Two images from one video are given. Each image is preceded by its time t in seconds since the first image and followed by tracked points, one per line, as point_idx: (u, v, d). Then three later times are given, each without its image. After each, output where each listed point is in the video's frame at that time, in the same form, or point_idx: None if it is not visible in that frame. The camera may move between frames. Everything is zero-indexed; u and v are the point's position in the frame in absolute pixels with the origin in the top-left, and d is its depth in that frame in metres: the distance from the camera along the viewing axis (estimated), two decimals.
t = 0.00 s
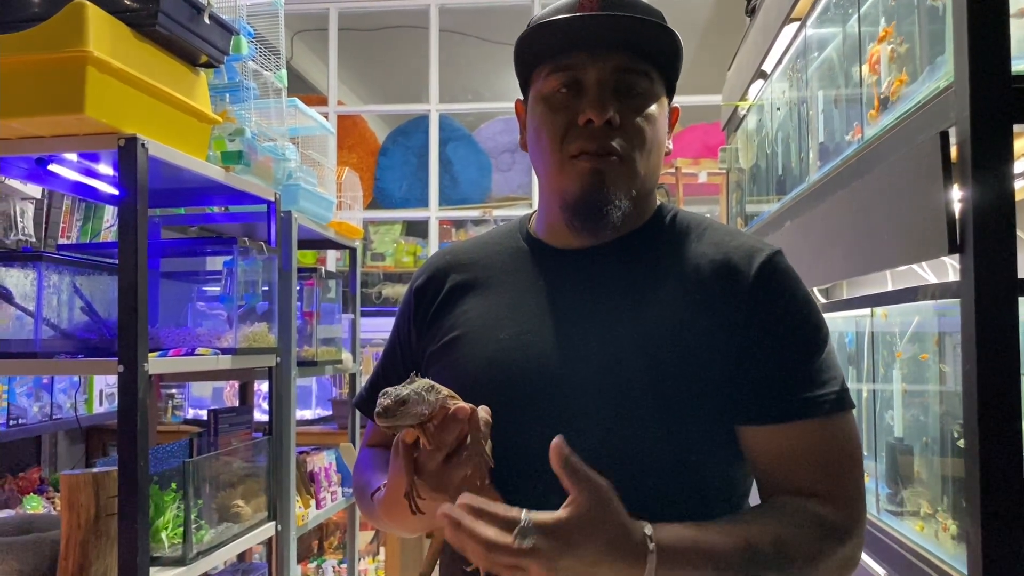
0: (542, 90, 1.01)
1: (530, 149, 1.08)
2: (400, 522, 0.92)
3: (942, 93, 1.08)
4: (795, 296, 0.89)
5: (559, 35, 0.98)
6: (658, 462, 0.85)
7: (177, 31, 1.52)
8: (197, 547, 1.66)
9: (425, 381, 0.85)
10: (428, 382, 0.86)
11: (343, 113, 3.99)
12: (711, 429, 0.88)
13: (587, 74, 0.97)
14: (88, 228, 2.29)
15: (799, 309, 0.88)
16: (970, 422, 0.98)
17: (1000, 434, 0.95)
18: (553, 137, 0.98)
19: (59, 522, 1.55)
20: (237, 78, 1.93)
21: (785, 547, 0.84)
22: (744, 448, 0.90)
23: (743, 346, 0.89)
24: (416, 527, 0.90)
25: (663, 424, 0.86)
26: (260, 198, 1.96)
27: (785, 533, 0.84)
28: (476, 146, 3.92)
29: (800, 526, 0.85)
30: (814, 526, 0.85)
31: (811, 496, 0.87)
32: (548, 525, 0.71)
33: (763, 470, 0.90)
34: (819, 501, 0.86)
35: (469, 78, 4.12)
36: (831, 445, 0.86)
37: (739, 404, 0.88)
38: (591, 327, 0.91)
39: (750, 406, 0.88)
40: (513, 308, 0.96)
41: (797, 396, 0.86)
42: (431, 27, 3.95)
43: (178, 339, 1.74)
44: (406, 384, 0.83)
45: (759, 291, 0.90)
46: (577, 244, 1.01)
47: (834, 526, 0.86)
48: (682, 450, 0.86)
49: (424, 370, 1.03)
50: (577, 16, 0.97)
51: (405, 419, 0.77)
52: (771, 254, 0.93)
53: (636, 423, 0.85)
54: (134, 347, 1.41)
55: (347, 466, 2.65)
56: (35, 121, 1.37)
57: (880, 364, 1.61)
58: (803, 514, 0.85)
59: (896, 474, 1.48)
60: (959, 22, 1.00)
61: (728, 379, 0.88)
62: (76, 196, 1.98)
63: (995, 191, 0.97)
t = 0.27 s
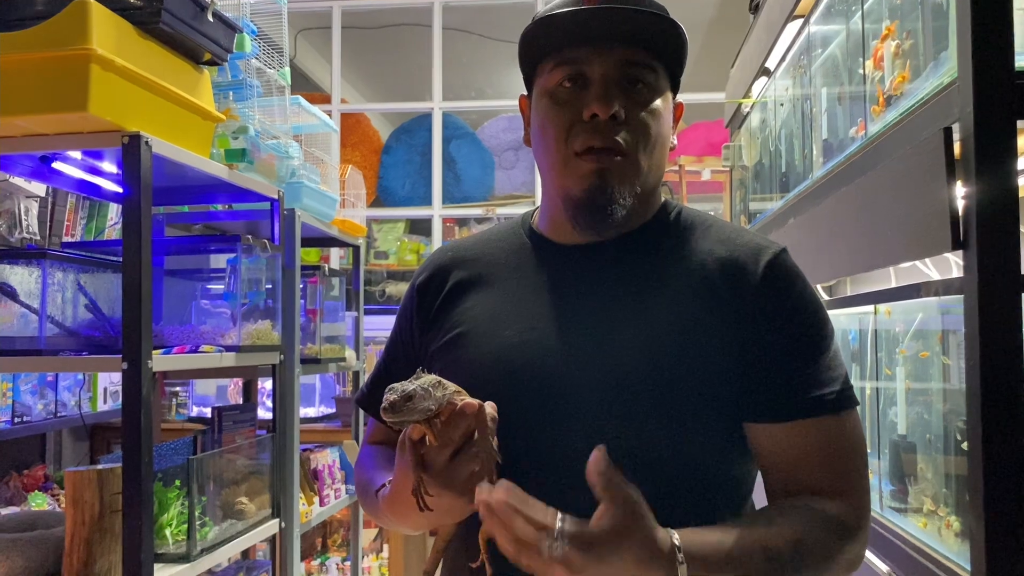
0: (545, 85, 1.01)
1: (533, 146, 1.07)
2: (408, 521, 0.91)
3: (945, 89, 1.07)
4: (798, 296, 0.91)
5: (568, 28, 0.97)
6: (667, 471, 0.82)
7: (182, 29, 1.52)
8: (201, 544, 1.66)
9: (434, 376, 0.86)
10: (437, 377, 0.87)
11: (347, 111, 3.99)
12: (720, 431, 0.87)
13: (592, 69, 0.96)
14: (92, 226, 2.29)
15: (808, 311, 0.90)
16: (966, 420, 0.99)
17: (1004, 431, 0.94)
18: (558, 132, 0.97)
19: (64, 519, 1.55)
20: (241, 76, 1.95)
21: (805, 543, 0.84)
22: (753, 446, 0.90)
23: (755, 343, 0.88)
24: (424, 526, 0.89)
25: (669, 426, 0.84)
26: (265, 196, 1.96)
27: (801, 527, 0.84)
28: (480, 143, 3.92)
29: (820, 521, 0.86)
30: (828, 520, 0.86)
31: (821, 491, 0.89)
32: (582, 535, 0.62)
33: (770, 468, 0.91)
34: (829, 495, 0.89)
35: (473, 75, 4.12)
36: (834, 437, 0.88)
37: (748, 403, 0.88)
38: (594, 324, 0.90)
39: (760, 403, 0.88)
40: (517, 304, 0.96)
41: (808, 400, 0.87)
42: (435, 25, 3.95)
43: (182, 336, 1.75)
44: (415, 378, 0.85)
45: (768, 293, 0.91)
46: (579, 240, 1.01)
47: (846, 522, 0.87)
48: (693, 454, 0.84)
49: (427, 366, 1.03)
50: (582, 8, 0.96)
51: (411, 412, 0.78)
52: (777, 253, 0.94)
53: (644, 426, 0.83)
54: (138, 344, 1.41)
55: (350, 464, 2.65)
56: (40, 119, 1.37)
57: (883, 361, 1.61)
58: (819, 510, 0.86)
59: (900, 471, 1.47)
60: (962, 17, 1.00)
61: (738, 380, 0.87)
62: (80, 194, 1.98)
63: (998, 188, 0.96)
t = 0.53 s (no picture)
0: (553, 79, 1.01)
1: (538, 141, 1.07)
2: (410, 514, 0.91)
3: (950, 86, 1.06)
4: (804, 294, 0.90)
5: (566, 27, 0.99)
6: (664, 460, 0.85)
7: (187, 28, 1.53)
8: (206, 541, 1.67)
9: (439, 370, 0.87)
10: (442, 370, 0.87)
11: (351, 109, 3.99)
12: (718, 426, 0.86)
13: (599, 63, 0.97)
14: (98, 224, 2.30)
15: (813, 309, 0.89)
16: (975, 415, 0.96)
17: (1011, 429, 0.93)
18: (565, 126, 0.97)
19: (70, 515, 1.56)
20: (246, 74, 1.95)
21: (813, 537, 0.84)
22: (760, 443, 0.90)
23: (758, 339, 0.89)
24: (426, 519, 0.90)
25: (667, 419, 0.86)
26: (270, 194, 1.97)
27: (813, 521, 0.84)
28: (484, 141, 3.92)
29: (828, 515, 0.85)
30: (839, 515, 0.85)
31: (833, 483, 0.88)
32: (626, 483, 0.70)
33: (781, 465, 0.91)
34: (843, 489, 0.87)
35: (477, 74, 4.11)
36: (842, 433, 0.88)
37: (757, 401, 0.89)
38: (597, 321, 0.91)
39: (767, 395, 0.89)
40: (522, 304, 0.95)
41: (814, 396, 0.87)
42: (439, 24, 3.95)
43: (187, 334, 1.75)
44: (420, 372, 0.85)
45: (773, 291, 0.90)
46: (585, 236, 1.00)
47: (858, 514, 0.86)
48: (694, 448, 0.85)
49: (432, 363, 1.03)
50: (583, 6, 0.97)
51: (419, 406, 0.78)
52: (787, 252, 0.93)
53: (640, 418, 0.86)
54: (144, 342, 1.42)
55: (355, 461, 2.66)
56: (46, 117, 1.37)
57: (889, 359, 1.60)
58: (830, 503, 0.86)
59: (905, 469, 1.47)
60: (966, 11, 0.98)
61: (745, 377, 0.88)
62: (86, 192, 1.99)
63: (1006, 185, 0.94)
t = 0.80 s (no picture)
0: (560, 79, 1.00)
1: (543, 140, 1.06)
2: (419, 515, 0.92)
3: (954, 84, 1.04)
4: (807, 295, 0.88)
5: (576, 27, 0.98)
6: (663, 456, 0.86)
7: (191, 26, 1.53)
8: (211, 538, 1.67)
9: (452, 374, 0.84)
10: (454, 373, 0.89)
11: (355, 107, 4.00)
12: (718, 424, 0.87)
13: (609, 64, 0.97)
14: (102, 222, 2.30)
15: (818, 308, 0.88)
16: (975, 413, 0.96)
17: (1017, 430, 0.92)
18: (571, 125, 0.97)
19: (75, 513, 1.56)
20: (250, 73, 1.95)
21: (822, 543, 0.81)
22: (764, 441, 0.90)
23: (762, 332, 0.89)
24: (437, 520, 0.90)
25: (667, 415, 0.87)
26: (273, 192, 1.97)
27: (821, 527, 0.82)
28: (487, 140, 3.92)
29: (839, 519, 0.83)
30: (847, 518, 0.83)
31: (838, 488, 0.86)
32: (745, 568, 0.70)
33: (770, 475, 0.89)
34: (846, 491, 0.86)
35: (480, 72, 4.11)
36: (843, 435, 0.86)
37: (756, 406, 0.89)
38: (598, 320, 0.91)
39: (768, 392, 0.88)
40: (526, 301, 0.95)
41: (814, 397, 0.85)
42: (442, 22, 3.95)
43: (192, 332, 1.76)
44: (432, 378, 0.82)
45: (776, 291, 0.89)
46: (589, 236, 1.00)
47: (865, 520, 0.84)
48: (693, 444, 0.86)
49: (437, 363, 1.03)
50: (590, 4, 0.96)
51: (430, 412, 0.76)
52: (789, 252, 0.92)
53: (639, 415, 0.87)
54: (149, 341, 1.42)
55: (359, 459, 2.66)
56: (51, 116, 1.38)
57: (893, 357, 1.60)
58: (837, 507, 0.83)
59: (908, 467, 1.46)
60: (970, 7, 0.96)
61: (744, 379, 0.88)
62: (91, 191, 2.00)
63: (1010, 183, 0.93)
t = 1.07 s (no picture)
0: (553, 79, 1.01)
1: (543, 140, 1.07)
2: (416, 516, 0.90)
3: (956, 84, 1.04)
4: (815, 297, 0.93)
5: (575, 29, 1.00)
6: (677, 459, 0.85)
7: (195, 27, 1.53)
8: (215, 536, 1.68)
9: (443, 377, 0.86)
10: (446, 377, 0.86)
11: (358, 107, 4.00)
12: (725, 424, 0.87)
13: (597, 59, 0.96)
14: (106, 222, 2.28)
15: (823, 307, 0.93)
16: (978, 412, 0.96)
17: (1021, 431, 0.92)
18: (563, 123, 0.97)
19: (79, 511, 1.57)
20: (253, 73, 1.95)
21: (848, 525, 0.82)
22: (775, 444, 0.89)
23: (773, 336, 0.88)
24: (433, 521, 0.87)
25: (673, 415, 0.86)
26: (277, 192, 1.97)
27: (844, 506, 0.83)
28: (490, 139, 3.92)
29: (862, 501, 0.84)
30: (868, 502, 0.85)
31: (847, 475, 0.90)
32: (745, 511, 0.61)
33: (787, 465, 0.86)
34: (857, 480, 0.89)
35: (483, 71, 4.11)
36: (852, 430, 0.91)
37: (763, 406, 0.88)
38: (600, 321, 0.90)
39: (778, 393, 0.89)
40: (532, 299, 0.96)
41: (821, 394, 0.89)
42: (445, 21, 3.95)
43: (196, 331, 1.77)
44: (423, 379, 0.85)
45: (784, 291, 0.92)
46: (589, 236, 1.00)
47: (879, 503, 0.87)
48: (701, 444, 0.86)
49: (441, 362, 1.04)
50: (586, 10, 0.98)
51: (414, 416, 0.79)
52: (795, 255, 0.96)
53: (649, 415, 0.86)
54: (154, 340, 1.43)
55: (362, 457, 2.67)
56: (56, 116, 1.39)
57: (896, 357, 1.59)
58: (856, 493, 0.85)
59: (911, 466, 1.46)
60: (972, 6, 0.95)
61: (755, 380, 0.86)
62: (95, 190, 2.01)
63: (1013, 184, 0.92)
